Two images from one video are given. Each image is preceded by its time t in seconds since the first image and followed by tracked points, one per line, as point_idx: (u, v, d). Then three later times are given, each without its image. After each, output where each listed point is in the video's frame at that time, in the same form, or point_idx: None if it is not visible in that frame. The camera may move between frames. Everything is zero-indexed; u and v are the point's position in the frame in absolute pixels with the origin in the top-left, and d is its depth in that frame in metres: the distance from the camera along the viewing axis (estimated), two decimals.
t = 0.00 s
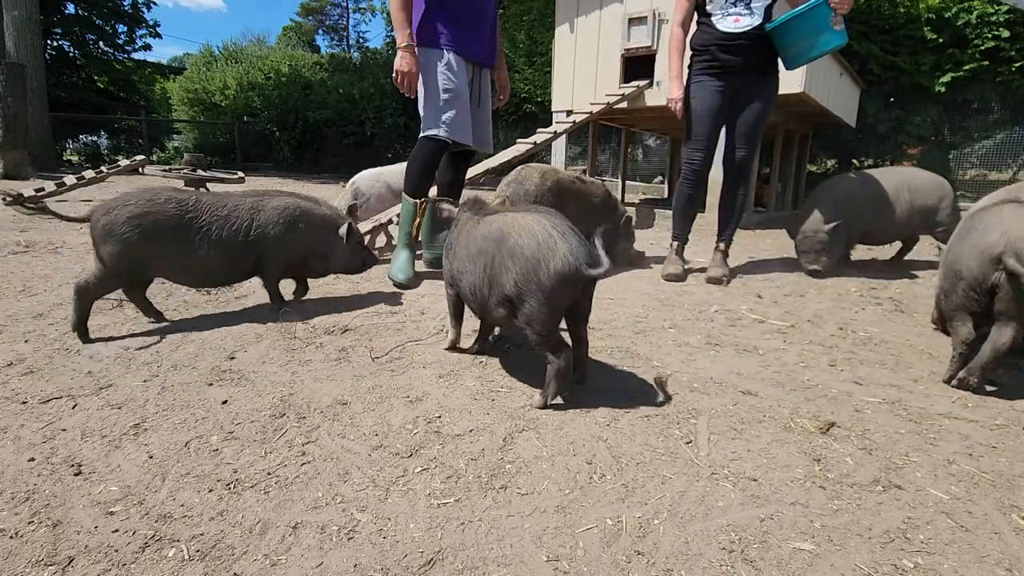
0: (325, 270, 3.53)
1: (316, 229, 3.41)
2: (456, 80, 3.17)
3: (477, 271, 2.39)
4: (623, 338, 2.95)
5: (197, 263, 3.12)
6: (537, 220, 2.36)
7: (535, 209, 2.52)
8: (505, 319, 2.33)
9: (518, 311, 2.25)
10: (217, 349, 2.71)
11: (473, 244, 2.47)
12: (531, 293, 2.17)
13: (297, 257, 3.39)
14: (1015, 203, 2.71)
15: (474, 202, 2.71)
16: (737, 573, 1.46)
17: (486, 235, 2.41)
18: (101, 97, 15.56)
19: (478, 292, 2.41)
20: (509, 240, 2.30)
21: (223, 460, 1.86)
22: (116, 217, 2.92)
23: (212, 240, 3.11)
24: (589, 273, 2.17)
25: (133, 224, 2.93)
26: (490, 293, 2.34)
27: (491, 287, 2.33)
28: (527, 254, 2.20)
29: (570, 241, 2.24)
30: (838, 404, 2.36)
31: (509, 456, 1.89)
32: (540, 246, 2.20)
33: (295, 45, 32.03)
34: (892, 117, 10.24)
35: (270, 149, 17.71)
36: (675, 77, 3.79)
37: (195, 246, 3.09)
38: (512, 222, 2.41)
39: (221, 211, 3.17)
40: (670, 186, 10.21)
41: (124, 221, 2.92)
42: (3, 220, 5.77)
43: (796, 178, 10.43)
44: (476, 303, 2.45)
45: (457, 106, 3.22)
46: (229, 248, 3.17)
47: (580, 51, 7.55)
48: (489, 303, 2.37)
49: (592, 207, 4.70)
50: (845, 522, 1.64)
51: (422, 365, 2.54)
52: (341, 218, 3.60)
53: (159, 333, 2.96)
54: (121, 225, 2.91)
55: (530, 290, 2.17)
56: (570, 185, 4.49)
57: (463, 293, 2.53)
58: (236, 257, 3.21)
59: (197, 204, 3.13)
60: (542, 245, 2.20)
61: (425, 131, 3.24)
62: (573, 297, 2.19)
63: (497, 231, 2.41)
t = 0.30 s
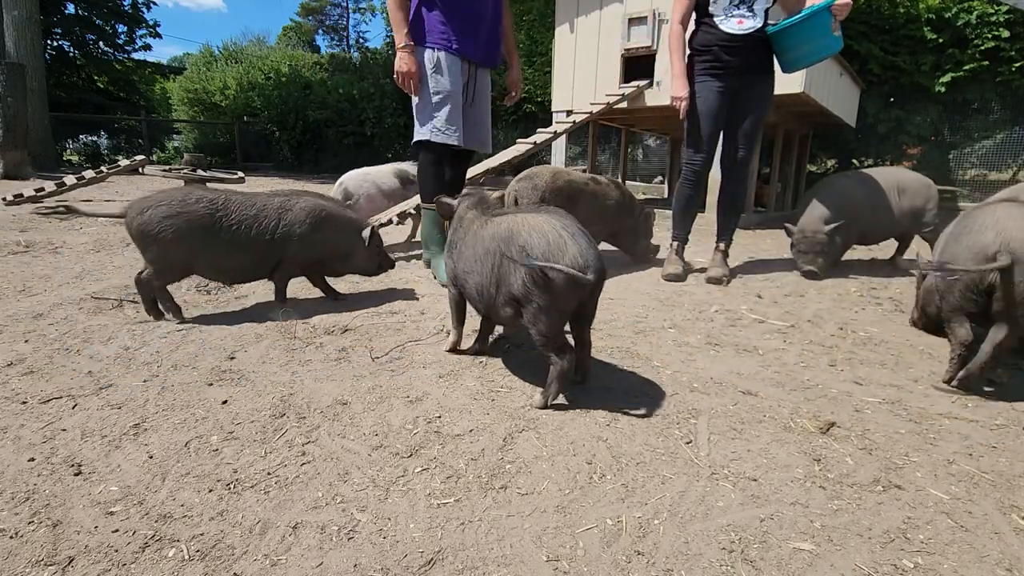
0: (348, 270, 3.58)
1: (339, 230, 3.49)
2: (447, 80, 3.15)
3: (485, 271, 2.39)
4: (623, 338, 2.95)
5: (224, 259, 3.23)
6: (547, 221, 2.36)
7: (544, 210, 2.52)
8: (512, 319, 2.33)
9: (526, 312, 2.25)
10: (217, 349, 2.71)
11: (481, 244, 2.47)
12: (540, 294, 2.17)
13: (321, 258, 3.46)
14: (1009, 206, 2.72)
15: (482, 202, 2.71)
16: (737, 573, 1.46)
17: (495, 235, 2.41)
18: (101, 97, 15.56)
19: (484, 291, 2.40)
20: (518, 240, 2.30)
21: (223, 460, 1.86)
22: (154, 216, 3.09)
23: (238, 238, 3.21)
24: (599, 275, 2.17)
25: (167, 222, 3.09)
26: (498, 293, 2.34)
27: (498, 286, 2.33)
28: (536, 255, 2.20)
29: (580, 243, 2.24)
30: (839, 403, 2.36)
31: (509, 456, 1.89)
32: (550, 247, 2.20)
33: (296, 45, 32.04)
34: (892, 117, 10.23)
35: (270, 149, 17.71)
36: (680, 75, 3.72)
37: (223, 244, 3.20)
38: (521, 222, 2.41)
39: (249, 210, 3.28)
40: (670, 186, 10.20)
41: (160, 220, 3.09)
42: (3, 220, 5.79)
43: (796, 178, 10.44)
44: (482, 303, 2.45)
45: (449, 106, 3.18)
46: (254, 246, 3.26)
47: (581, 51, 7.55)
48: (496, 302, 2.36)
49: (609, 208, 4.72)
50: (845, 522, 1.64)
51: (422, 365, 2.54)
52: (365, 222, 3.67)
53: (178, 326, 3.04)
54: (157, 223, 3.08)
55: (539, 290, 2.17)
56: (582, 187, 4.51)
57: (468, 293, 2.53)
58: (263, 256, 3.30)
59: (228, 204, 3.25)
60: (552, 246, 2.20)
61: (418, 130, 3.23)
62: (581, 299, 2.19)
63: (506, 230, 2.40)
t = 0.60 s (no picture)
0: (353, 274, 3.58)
1: (350, 234, 3.50)
2: (453, 81, 3.14)
3: (483, 273, 2.38)
4: (623, 338, 2.95)
5: (235, 256, 3.22)
6: (545, 223, 2.36)
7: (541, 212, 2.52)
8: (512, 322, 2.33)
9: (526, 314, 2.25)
10: (217, 349, 2.71)
11: (478, 246, 2.46)
12: (542, 296, 2.16)
13: (330, 260, 3.47)
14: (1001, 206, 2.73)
15: (478, 203, 2.70)
16: (737, 573, 1.46)
17: (493, 238, 2.40)
18: (101, 97, 15.55)
19: (483, 294, 2.39)
20: (517, 242, 2.29)
21: (223, 460, 1.86)
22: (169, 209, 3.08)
23: (251, 235, 3.20)
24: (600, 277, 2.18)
25: (183, 214, 3.08)
26: (497, 296, 2.33)
27: (497, 289, 2.32)
28: (537, 257, 2.20)
29: (580, 244, 2.24)
30: (839, 404, 2.36)
31: (509, 456, 1.89)
32: (550, 249, 2.20)
33: (296, 45, 32.04)
34: (892, 117, 10.21)
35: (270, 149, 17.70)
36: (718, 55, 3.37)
37: (235, 240, 3.20)
38: (518, 224, 2.41)
39: (263, 208, 3.29)
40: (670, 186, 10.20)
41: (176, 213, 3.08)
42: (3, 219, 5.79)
43: (796, 178, 10.44)
44: (482, 306, 2.44)
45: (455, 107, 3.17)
46: (265, 244, 3.26)
47: (580, 51, 7.55)
48: (496, 305, 2.36)
49: (627, 206, 4.74)
50: (845, 522, 1.64)
51: (422, 365, 2.54)
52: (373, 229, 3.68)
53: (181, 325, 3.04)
54: (174, 215, 3.07)
55: (540, 292, 2.17)
56: (596, 188, 4.50)
57: (467, 295, 2.52)
58: (272, 255, 3.30)
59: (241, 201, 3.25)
60: (552, 248, 2.20)
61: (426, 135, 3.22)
62: (582, 301, 2.19)
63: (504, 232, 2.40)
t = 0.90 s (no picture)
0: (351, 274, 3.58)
1: (350, 233, 3.49)
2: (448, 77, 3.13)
3: (477, 277, 2.37)
4: (623, 337, 2.95)
5: (235, 255, 3.22)
6: (539, 225, 2.35)
7: (535, 214, 2.51)
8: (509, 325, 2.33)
9: (523, 317, 2.25)
10: (217, 349, 2.71)
11: (472, 249, 2.45)
12: (538, 300, 2.16)
13: (329, 259, 3.47)
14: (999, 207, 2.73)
15: (472, 205, 2.69)
16: (737, 573, 1.46)
17: (486, 242, 2.39)
18: (101, 97, 15.55)
19: (479, 297, 2.39)
20: (512, 246, 2.28)
21: (223, 460, 1.86)
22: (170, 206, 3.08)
23: (251, 234, 3.20)
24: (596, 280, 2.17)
25: (183, 213, 3.08)
26: (493, 300, 2.33)
27: (493, 293, 2.32)
28: (533, 261, 2.19)
29: (576, 247, 2.24)
30: (839, 403, 2.36)
31: (509, 456, 1.89)
32: (546, 253, 2.19)
33: (296, 45, 32.04)
34: (892, 117, 10.21)
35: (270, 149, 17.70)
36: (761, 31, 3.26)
37: (236, 239, 3.20)
38: (512, 226, 2.40)
39: (263, 207, 3.29)
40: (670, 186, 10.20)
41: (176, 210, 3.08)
42: (4, 219, 5.80)
43: (796, 178, 10.43)
44: (477, 309, 2.44)
45: (450, 104, 3.17)
46: (266, 243, 3.26)
47: (580, 51, 7.55)
48: (492, 309, 2.35)
49: (636, 205, 4.73)
50: (845, 522, 1.64)
51: (422, 365, 2.54)
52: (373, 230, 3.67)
53: (181, 326, 3.04)
54: (175, 213, 3.07)
55: (537, 297, 2.17)
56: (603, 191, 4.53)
57: (462, 298, 2.51)
58: (272, 254, 3.30)
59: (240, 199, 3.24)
60: (548, 252, 2.19)
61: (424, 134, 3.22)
62: (579, 303, 2.19)
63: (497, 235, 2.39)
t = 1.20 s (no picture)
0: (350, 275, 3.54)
1: (350, 232, 3.47)
2: (447, 78, 3.12)
3: (488, 284, 2.40)
4: (623, 338, 2.95)
5: (234, 252, 3.23)
6: (545, 231, 2.30)
7: (553, 220, 2.46)
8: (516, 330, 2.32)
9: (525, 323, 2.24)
10: (217, 349, 2.71)
11: (487, 257, 2.48)
12: (531, 306, 2.14)
13: (328, 259, 3.45)
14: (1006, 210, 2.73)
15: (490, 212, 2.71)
16: (738, 573, 1.46)
17: (495, 249, 2.41)
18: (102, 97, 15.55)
19: (490, 303, 2.42)
20: (514, 252, 2.28)
21: (223, 460, 1.86)
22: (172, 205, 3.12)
23: (250, 232, 3.22)
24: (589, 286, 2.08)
25: (183, 211, 3.11)
26: (503, 306, 2.34)
27: (500, 299, 2.33)
28: (528, 267, 2.17)
29: (573, 252, 2.16)
30: (840, 403, 2.35)
31: (509, 456, 1.89)
32: (539, 258, 2.16)
33: (296, 45, 32.05)
34: (892, 118, 10.21)
35: (270, 149, 17.68)
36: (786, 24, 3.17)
37: (235, 237, 3.22)
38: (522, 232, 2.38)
39: (263, 205, 3.31)
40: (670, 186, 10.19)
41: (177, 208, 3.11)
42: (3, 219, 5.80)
43: (796, 178, 10.43)
44: (492, 315, 2.45)
45: (447, 105, 3.15)
46: (265, 241, 3.28)
47: (580, 50, 7.55)
48: (501, 315, 2.37)
49: (640, 205, 4.75)
50: (845, 522, 1.64)
51: (422, 365, 2.54)
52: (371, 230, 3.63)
53: (179, 324, 3.03)
54: (175, 211, 3.10)
55: (532, 302, 2.15)
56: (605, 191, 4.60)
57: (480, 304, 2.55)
58: (272, 253, 3.31)
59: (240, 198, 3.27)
60: (541, 257, 2.16)
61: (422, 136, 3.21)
62: (573, 310, 2.12)
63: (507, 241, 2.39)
